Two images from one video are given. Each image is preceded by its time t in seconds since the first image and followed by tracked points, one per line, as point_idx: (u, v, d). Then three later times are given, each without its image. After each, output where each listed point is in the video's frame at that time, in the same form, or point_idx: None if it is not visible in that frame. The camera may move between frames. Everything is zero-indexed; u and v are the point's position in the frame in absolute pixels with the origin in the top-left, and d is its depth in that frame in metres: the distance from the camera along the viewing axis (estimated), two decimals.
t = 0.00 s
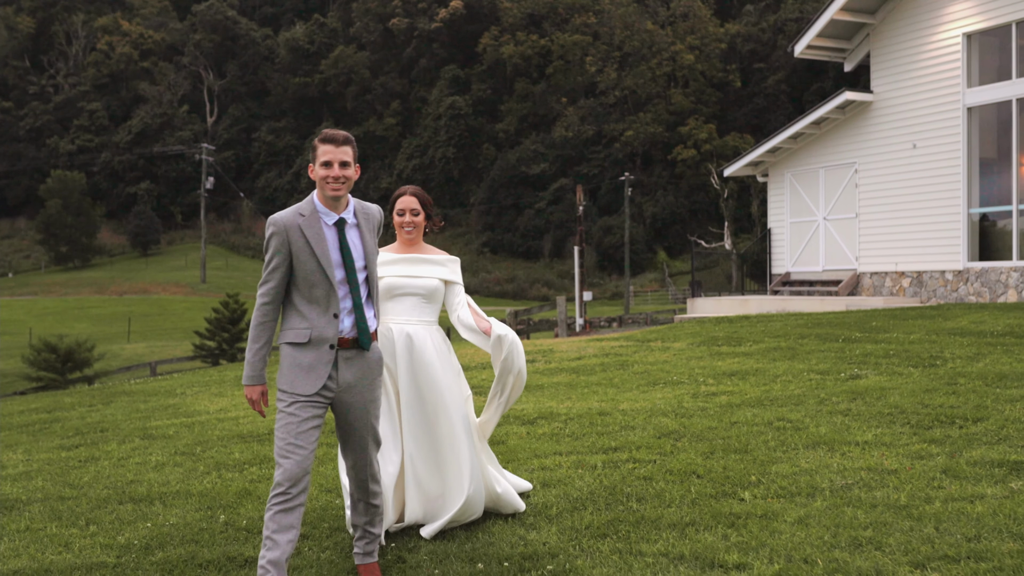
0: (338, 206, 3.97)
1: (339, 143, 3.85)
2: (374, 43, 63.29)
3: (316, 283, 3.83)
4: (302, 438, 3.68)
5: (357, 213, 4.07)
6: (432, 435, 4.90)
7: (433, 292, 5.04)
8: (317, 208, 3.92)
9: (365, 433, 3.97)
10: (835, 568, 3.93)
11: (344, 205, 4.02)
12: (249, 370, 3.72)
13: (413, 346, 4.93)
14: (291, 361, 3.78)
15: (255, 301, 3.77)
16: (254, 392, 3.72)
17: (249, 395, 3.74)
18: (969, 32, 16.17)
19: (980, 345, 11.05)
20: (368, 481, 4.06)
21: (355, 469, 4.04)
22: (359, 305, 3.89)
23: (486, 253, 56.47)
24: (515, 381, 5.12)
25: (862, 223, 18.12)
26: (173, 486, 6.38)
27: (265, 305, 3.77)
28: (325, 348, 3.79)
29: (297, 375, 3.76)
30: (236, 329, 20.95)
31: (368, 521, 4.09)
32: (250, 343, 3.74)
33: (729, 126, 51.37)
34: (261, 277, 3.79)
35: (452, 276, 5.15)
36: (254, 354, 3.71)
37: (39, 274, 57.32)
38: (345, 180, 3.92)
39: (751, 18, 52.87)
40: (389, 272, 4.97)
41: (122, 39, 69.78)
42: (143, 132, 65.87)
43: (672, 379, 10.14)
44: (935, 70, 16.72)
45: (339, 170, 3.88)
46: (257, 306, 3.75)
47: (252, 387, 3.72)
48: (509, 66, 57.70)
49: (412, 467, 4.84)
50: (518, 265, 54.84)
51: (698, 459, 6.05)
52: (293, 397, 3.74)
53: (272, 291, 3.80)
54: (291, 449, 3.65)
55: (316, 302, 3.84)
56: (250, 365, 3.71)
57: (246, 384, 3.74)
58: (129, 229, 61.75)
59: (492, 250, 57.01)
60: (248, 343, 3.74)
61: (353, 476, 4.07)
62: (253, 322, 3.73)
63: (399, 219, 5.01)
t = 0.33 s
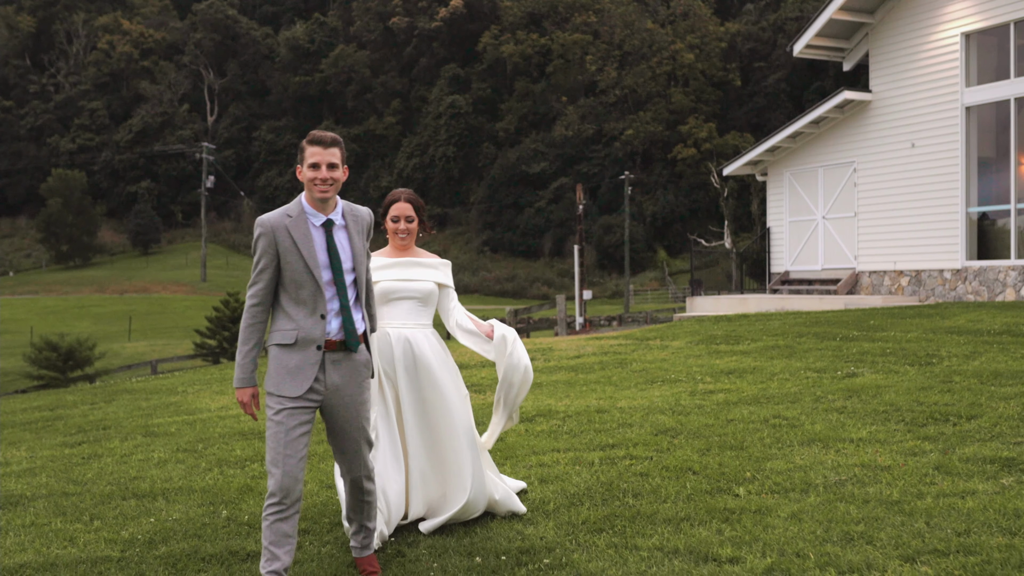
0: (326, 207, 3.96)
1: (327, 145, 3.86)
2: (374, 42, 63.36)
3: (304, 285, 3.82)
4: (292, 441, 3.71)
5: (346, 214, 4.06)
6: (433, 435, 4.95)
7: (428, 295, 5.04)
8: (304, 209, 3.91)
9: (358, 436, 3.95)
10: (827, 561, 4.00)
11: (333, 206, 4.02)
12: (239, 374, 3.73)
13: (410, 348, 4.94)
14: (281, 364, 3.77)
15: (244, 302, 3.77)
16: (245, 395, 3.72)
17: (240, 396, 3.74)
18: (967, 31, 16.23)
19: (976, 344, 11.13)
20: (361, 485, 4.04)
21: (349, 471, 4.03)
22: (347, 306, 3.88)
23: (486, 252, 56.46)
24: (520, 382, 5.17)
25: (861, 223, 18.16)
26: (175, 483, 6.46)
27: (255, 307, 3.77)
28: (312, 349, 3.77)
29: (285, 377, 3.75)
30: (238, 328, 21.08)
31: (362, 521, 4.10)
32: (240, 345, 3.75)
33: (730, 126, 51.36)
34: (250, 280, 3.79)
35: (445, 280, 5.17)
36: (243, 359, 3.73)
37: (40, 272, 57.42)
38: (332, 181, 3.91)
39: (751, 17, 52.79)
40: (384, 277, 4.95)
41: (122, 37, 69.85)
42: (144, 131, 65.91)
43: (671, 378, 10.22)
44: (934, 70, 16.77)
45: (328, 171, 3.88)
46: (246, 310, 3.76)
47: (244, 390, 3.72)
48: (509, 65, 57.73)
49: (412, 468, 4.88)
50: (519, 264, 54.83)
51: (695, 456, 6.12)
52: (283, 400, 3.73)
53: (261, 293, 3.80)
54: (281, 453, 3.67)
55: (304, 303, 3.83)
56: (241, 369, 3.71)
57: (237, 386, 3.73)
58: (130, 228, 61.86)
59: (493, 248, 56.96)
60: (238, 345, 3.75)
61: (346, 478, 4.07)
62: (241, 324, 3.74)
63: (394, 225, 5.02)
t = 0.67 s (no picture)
0: (314, 207, 3.95)
1: (317, 145, 3.84)
2: (375, 41, 63.43)
3: (291, 284, 3.81)
4: (282, 441, 3.73)
5: (335, 213, 4.04)
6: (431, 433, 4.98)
7: (422, 295, 5.06)
8: (292, 209, 3.90)
9: (351, 439, 3.92)
10: (819, 556, 4.08)
11: (322, 205, 4.01)
12: (228, 375, 3.69)
13: (403, 347, 4.96)
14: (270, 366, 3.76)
15: (233, 303, 3.78)
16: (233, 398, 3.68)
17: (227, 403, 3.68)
18: (966, 30, 16.28)
19: (972, 342, 11.21)
20: (353, 489, 4.01)
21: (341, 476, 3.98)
22: (332, 307, 3.86)
23: (487, 251, 56.49)
24: (523, 393, 5.14)
25: (860, 222, 18.23)
26: (179, 478, 6.54)
27: (245, 306, 3.78)
28: (298, 349, 3.76)
29: (273, 377, 3.74)
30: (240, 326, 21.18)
31: (358, 521, 4.10)
32: (229, 345, 3.73)
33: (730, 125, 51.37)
34: (238, 280, 3.78)
35: (438, 281, 5.18)
36: (231, 360, 3.71)
37: (41, 271, 57.50)
38: (319, 182, 3.91)
39: (752, 16, 52.83)
40: (378, 278, 4.95)
41: (123, 36, 69.94)
42: (145, 130, 65.98)
43: (669, 375, 10.31)
44: (933, 70, 16.84)
45: (316, 172, 3.87)
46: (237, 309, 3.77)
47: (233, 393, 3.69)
48: (510, 63, 57.79)
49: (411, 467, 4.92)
50: (519, 263, 54.85)
51: (691, 453, 6.19)
52: (270, 402, 3.74)
53: (250, 294, 3.79)
54: (270, 454, 3.70)
55: (291, 303, 3.82)
56: (230, 369, 3.68)
57: (225, 389, 3.70)
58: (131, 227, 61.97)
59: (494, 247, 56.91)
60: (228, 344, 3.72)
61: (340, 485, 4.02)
62: (231, 325, 3.74)
63: (387, 227, 5.01)
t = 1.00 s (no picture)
0: (304, 206, 3.99)
1: (308, 145, 3.88)
2: (375, 40, 63.51)
3: (281, 286, 3.85)
4: (272, 439, 3.83)
5: (325, 214, 4.09)
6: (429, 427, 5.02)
7: (417, 291, 5.16)
8: (283, 209, 3.94)
9: (342, 440, 3.91)
10: (812, 549, 4.16)
11: (311, 205, 4.05)
12: (216, 376, 3.65)
13: (399, 343, 5.01)
14: (260, 368, 3.81)
15: (222, 304, 3.79)
16: (220, 400, 3.61)
17: (213, 405, 3.62)
18: (964, 30, 16.35)
19: (970, 340, 11.28)
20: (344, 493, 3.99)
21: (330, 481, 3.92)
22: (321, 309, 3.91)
23: (487, 250, 56.55)
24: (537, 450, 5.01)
25: (859, 221, 18.30)
26: (183, 475, 6.63)
27: (235, 306, 3.78)
28: (286, 349, 3.82)
29: (262, 378, 3.80)
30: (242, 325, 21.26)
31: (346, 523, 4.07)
32: (218, 347, 3.70)
33: (731, 124, 51.43)
34: (228, 281, 3.80)
35: (433, 277, 5.30)
36: (220, 360, 3.68)
37: (42, 270, 57.58)
38: (310, 183, 3.94)
39: (752, 15, 52.92)
40: (373, 275, 5.06)
41: (124, 35, 70.05)
42: (145, 129, 66.06)
43: (668, 374, 10.39)
44: (931, 69, 16.91)
45: (306, 173, 3.91)
46: (226, 308, 3.77)
47: (222, 393, 3.64)
48: (511, 62, 57.89)
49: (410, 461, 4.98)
50: (520, 261, 54.87)
51: (689, 449, 6.27)
52: (261, 401, 3.79)
53: (240, 294, 3.80)
54: (263, 454, 3.81)
55: (280, 304, 3.86)
56: (218, 370, 3.65)
57: (212, 391, 3.64)
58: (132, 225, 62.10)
59: (494, 246, 56.96)
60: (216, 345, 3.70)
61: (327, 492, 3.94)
62: (220, 326, 3.73)
63: (383, 224, 5.08)
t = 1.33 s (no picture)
0: (297, 204, 4.06)
1: (303, 144, 3.92)
2: (376, 39, 63.60)
3: (275, 283, 3.92)
4: (270, 432, 3.90)
5: (318, 211, 4.15)
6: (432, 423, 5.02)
7: (419, 286, 5.24)
8: (277, 207, 4.01)
9: (332, 436, 3.90)
10: (807, 544, 4.22)
11: (306, 202, 4.11)
12: (212, 368, 3.63)
13: (402, 337, 5.06)
14: (256, 365, 3.87)
15: (218, 300, 3.81)
16: (216, 391, 3.59)
17: (208, 396, 3.58)
18: (963, 29, 16.41)
19: (969, 339, 11.34)
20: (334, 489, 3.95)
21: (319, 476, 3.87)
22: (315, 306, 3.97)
23: (488, 248, 56.59)
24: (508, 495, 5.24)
25: (858, 219, 18.37)
26: (187, 471, 6.71)
27: (232, 300, 3.82)
28: (281, 345, 3.88)
29: (259, 372, 3.86)
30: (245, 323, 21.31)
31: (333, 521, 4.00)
32: (214, 339, 3.69)
33: (731, 122, 51.48)
34: (224, 277, 3.84)
35: (433, 273, 5.40)
36: (218, 352, 3.66)
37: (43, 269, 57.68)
38: (305, 182, 4.00)
39: (753, 13, 52.98)
40: (377, 269, 5.14)
41: (125, 35, 70.16)
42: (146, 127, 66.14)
43: (667, 371, 10.48)
44: (930, 68, 16.98)
45: (301, 172, 3.96)
46: (223, 302, 3.79)
47: (218, 384, 3.61)
48: (511, 61, 57.99)
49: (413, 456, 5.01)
50: (521, 260, 54.84)
51: (687, 446, 6.34)
52: (257, 396, 3.85)
53: (236, 291, 3.85)
54: (262, 448, 3.88)
55: (275, 300, 3.91)
56: (215, 361, 3.63)
57: (209, 380, 3.62)
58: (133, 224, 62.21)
59: (494, 245, 56.96)
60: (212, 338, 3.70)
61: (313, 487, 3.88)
62: (216, 320, 3.74)
63: (384, 222, 5.15)
